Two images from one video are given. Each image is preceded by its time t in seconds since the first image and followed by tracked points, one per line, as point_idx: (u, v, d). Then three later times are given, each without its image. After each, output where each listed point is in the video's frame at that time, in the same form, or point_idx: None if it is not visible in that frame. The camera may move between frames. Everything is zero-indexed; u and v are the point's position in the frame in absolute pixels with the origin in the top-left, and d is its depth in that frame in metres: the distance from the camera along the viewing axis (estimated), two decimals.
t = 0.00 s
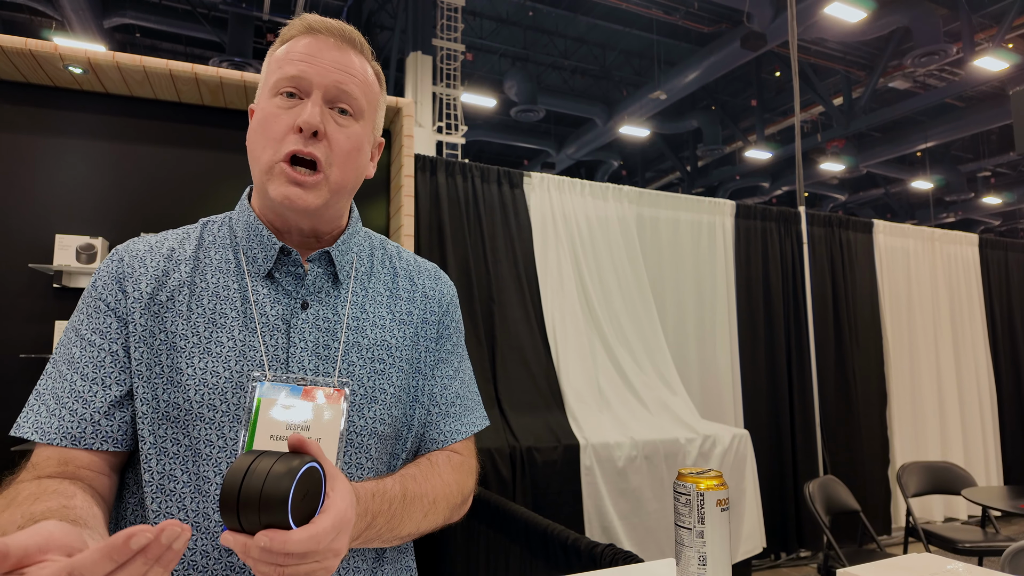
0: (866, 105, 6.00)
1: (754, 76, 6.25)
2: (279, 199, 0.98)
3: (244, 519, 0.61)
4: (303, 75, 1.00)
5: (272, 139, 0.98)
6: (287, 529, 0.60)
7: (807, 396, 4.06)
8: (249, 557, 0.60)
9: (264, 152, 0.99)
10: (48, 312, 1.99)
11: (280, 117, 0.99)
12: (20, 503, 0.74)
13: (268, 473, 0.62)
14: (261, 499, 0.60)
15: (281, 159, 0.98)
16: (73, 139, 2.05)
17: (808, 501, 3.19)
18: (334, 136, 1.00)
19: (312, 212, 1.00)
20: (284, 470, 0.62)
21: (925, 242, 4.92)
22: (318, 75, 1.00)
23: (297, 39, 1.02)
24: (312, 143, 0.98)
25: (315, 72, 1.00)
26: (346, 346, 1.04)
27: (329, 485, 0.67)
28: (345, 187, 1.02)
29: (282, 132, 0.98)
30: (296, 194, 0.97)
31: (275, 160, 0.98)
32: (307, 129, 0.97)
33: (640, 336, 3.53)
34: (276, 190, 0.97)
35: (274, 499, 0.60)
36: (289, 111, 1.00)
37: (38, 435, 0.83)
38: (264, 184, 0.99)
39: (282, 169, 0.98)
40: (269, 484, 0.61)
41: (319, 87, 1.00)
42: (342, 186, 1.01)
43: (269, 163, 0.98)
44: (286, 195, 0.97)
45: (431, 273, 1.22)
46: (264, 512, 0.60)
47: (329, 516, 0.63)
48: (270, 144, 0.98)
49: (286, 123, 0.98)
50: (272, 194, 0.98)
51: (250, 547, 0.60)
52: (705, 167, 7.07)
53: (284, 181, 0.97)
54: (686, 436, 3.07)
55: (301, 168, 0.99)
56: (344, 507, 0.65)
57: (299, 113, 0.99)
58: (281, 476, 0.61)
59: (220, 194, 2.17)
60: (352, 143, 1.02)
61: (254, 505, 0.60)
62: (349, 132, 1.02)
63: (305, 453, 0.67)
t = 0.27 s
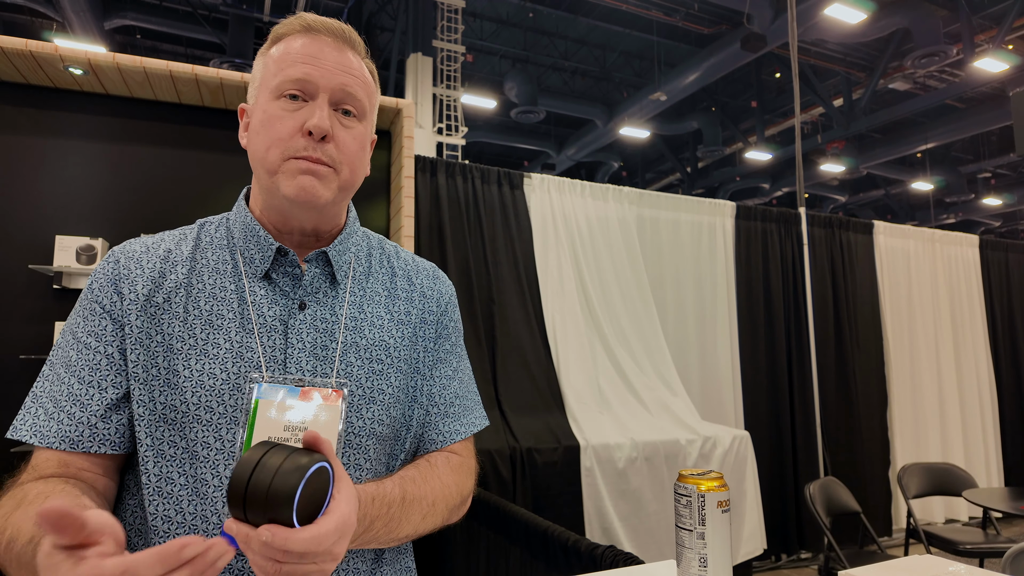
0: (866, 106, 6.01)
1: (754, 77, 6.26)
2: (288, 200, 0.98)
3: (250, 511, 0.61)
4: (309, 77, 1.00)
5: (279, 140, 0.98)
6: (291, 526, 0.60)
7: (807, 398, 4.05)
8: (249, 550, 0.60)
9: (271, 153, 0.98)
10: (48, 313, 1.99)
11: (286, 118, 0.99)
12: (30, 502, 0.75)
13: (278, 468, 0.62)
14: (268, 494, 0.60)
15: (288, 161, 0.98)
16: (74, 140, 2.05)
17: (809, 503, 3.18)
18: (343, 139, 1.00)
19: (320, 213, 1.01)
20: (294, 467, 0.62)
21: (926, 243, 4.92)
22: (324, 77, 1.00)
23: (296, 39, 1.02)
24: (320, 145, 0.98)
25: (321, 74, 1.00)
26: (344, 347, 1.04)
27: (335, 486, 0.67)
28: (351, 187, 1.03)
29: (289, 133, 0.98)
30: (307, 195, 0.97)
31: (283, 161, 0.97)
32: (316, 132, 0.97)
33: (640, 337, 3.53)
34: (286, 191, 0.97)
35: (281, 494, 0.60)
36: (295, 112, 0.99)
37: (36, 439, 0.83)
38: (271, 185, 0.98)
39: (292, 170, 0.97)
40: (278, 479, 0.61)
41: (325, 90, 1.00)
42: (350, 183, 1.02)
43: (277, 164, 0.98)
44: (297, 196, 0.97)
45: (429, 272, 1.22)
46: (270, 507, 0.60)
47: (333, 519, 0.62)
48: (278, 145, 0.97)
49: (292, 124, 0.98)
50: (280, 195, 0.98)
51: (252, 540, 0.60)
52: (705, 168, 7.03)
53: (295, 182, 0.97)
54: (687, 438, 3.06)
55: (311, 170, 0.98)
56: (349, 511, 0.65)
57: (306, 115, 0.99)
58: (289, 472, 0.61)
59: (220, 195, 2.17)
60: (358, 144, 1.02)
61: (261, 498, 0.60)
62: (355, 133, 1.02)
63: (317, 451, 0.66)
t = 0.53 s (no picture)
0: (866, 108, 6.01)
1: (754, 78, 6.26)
2: (278, 200, 0.98)
3: (269, 517, 0.61)
4: (300, 76, 1.00)
5: (269, 140, 0.98)
6: (308, 541, 0.59)
7: (808, 399, 4.05)
8: (263, 553, 0.61)
9: (262, 154, 0.98)
10: (48, 315, 1.99)
11: (277, 117, 0.99)
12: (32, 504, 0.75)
13: (305, 478, 0.61)
14: (292, 504, 0.59)
15: (278, 161, 0.98)
16: (74, 142, 2.05)
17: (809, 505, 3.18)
18: (333, 137, 1.00)
19: (312, 212, 1.01)
20: (319, 480, 0.61)
21: (926, 245, 4.91)
22: (314, 76, 1.00)
23: (288, 39, 1.02)
24: (310, 143, 0.98)
25: (312, 72, 1.00)
26: (342, 348, 1.04)
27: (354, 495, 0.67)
28: (343, 187, 1.02)
29: (280, 133, 0.98)
30: (296, 194, 0.97)
31: (273, 162, 0.98)
32: (305, 130, 0.97)
33: (640, 339, 3.52)
34: (276, 192, 0.97)
35: (304, 508, 0.59)
36: (285, 112, 0.99)
37: (36, 442, 0.83)
38: (261, 185, 0.99)
39: (282, 170, 0.97)
40: (302, 491, 0.60)
41: (315, 88, 1.00)
42: (342, 184, 1.01)
43: (267, 164, 0.98)
44: (286, 195, 0.97)
45: (427, 273, 1.22)
46: (290, 518, 0.59)
47: (349, 534, 0.62)
48: (268, 145, 0.98)
49: (283, 124, 0.98)
50: (271, 195, 0.98)
51: (267, 546, 0.60)
52: (705, 169, 7.16)
53: (284, 182, 0.97)
54: (687, 440, 3.06)
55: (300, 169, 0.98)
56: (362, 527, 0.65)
57: (296, 114, 0.99)
58: (315, 485, 0.60)
59: (220, 197, 2.17)
60: (349, 143, 1.02)
61: (283, 507, 0.60)
62: (346, 132, 1.02)
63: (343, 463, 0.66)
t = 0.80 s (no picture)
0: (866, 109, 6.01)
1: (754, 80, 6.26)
2: (284, 203, 0.98)
3: (252, 518, 0.61)
4: (313, 82, 1.00)
5: (279, 144, 0.98)
6: (294, 538, 0.60)
7: (808, 401, 4.05)
8: (249, 556, 0.60)
9: (270, 155, 0.98)
10: (47, 316, 1.99)
11: (288, 121, 0.99)
12: (33, 514, 0.74)
13: (286, 478, 0.62)
14: (274, 503, 0.60)
15: (287, 164, 0.98)
16: (74, 143, 2.05)
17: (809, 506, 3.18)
18: (343, 144, 1.00)
19: (316, 217, 1.01)
20: (300, 477, 0.62)
21: (926, 246, 4.91)
22: (327, 82, 1.00)
23: (301, 43, 1.02)
24: (320, 149, 0.98)
25: (325, 79, 1.00)
26: (342, 349, 1.04)
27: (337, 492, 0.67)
28: (348, 193, 1.02)
29: (290, 137, 0.98)
30: (302, 198, 0.97)
31: (282, 164, 0.98)
32: (316, 136, 0.97)
33: (640, 340, 3.52)
34: (282, 194, 0.97)
35: (287, 504, 0.60)
36: (296, 116, 1.00)
37: (36, 442, 0.83)
38: (268, 187, 0.99)
39: (289, 174, 0.97)
40: (284, 489, 0.61)
41: (328, 95, 1.01)
42: (347, 190, 1.01)
43: (276, 166, 0.98)
44: (292, 200, 0.97)
45: (427, 275, 1.22)
46: (275, 517, 0.60)
47: (334, 530, 0.63)
48: (277, 148, 0.98)
49: (293, 128, 0.98)
50: (277, 197, 0.98)
51: (252, 548, 0.60)
52: (705, 171, 7.24)
53: (291, 186, 0.97)
54: (687, 441, 3.06)
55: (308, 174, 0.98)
56: (349, 522, 0.65)
57: (308, 119, 0.99)
58: (296, 482, 0.61)
59: (220, 198, 2.17)
60: (357, 150, 1.02)
61: (266, 508, 0.60)
62: (356, 140, 1.03)
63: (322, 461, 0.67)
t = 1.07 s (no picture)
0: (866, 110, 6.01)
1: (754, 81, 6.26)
2: (299, 210, 0.99)
3: (242, 530, 0.60)
4: (328, 89, 1.00)
5: (295, 151, 0.98)
6: (285, 546, 0.60)
7: (808, 402, 4.04)
8: (241, 567, 0.60)
9: (286, 163, 0.98)
10: (46, 317, 1.99)
11: (303, 128, 0.99)
12: (32, 509, 0.75)
13: (272, 486, 0.62)
14: (262, 513, 0.60)
15: (304, 171, 0.98)
16: (74, 144, 2.06)
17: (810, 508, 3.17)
18: (357, 152, 1.01)
19: (329, 224, 1.02)
20: (286, 484, 0.62)
21: (926, 247, 4.91)
22: (342, 90, 1.00)
23: (312, 47, 1.01)
24: (336, 158, 0.99)
25: (340, 87, 1.00)
26: (342, 351, 1.04)
27: (324, 495, 0.68)
28: (358, 199, 1.04)
29: (306, 144, 0.98)
30: (320, 207, 0.98)
31: (298, 172, 0.98)
32: (333, 145, 0.98)
33: (640, 341, 3.52)
34: (299, 202, 0.98)
35: (276, 513, 0.60)
36: (312, 123, 0.99)
37: (37, 440, 0.84)
38: (282, 193, 0.99)
39: (307, 182, 0.98)
40: (271, 498, 0.60)
41: (343, 103, 1.01)
42: (358, 195, 1.04)
43: (292, 174, 0.98)
44: (309, 208, 0.98)
45: (428, 277, 1.22)
46: (264, 527, 0.60)
47: (325, 533, 0.64)
48: (294, 155, 0.98)
49: (309, 135, 0.98)
50: (292, 204, 0.98)
51: (244, 560, 0.60)
52: (705, 172, 7.29)
53: (308, 194, 0.98)
54: (687, 442, 3.06)
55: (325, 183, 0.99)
56: (338, 523, 0.66)
57: (323, 126, 0.99)
58: (283, 489, 0.61)
59: (220, 199, 2.17)
60: (370, 158, 1.04)
61: (254, 519, 0.60)
62: (367, 147, 1.04)
63: (307, 466, 0.66)
